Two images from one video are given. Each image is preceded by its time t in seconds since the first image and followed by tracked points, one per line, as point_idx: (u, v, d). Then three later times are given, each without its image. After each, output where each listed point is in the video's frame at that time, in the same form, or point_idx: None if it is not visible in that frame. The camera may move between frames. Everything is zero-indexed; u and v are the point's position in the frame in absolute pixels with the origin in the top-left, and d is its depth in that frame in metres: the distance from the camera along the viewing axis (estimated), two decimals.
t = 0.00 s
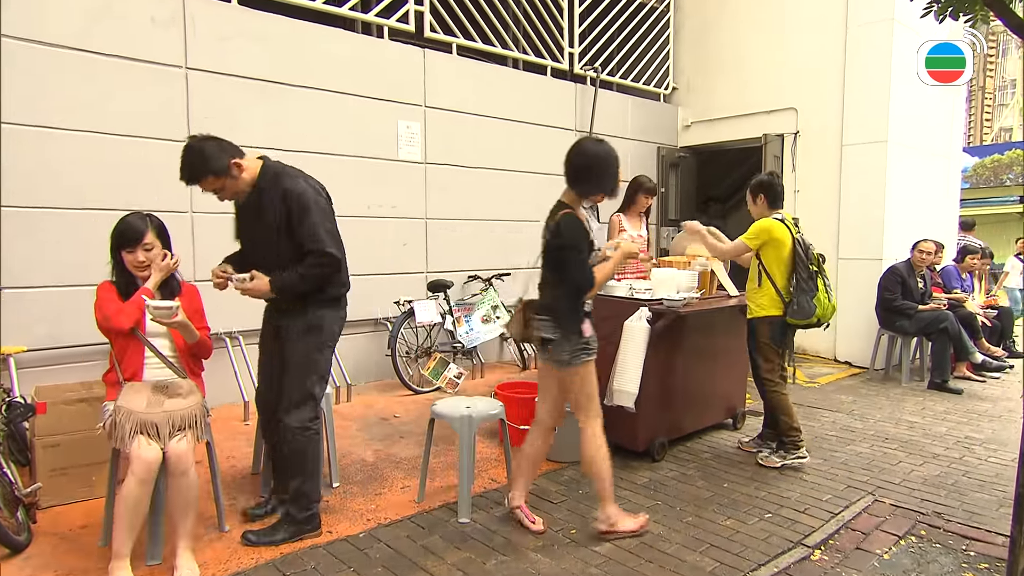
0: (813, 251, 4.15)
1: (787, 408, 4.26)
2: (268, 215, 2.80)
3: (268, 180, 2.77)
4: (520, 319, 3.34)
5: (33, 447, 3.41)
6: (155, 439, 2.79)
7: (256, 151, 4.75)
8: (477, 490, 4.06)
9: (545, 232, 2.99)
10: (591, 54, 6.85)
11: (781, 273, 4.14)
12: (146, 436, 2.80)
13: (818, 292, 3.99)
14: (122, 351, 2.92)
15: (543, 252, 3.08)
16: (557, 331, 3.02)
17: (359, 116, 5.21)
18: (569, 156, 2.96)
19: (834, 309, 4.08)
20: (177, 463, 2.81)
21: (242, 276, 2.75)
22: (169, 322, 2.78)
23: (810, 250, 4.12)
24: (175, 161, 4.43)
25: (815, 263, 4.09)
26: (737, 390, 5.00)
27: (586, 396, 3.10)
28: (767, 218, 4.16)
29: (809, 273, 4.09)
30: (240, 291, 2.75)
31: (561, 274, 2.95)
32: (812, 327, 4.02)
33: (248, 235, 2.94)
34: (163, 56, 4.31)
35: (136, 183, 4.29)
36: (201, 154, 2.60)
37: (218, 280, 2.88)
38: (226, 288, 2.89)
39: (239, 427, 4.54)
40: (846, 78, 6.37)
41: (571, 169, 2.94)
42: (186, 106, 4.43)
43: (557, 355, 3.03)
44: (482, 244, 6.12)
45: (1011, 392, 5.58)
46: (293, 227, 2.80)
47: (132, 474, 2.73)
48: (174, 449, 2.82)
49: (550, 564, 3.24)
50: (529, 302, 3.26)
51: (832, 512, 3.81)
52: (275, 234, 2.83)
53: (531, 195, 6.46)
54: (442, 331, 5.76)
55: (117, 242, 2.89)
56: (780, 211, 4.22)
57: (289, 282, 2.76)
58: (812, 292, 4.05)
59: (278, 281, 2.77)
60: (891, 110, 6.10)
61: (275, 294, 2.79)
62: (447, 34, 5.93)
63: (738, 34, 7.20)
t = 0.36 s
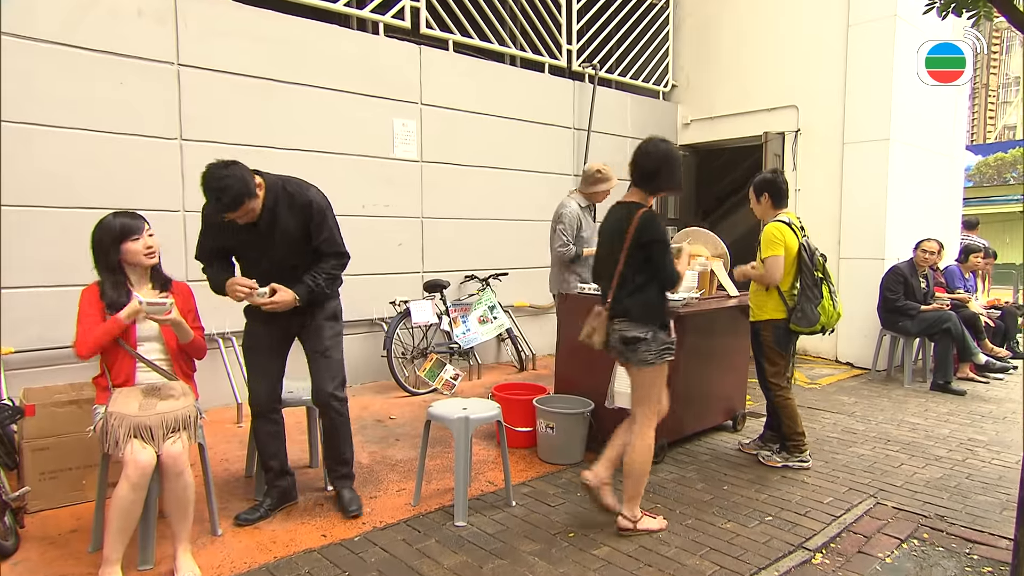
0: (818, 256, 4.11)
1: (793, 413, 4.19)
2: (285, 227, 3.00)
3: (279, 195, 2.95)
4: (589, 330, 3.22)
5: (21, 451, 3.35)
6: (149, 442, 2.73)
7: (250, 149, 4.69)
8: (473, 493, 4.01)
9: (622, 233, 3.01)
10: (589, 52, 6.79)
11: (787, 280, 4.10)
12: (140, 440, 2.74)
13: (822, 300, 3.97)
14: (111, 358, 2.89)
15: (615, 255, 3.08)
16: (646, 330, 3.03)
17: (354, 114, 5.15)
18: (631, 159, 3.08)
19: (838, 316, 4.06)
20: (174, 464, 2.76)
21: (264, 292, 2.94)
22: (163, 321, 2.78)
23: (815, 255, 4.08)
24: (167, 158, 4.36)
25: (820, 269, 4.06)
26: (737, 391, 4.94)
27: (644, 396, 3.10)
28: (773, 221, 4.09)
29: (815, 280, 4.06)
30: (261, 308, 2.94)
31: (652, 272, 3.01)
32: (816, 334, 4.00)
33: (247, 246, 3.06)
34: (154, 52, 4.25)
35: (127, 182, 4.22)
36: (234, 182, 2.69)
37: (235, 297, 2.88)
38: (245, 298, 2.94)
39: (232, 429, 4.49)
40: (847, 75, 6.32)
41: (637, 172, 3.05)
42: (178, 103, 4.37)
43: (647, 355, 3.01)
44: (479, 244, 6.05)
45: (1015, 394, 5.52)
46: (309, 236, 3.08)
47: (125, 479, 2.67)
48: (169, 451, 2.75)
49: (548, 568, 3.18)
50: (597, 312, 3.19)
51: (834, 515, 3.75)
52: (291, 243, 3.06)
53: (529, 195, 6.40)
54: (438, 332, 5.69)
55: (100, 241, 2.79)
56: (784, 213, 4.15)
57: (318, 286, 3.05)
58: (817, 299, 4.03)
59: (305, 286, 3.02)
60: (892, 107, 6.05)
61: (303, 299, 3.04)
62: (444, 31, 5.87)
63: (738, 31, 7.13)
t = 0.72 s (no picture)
0: (830, 256, 4.08)
1: (805, 416, 4.16)
2: (313, 263, 3.12)
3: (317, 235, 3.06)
4: (645, 331, 3.25)
5: (8, 454, 3.29)
6: (140, 445, 2.66)
7: (242, 147, 4.63)
8: (470, 496, 3.95)
9: (689, 236, 3.15)
10: (587, 49, 6.73)
11: (800, 281, 4.07)
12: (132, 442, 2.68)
13: (838, 301, 3.95)
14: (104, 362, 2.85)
15: (676, 259, 3.20)
16: (705, 333, 3.23)
17: (349, 111, 5.09)
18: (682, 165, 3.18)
19: (855, 318, 4.05)
20: (173, 466, 2.69)
21: (290, 316, 3.02)
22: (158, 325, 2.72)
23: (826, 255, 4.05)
24: (158, 156, 4.30)
25: (833, 270, 4.03)
26: (737, 393, 4.89)
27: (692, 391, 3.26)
28: (779, 223, 4.04)
29: (827, 282, 4.03)
30: (285, 331, 3.01)
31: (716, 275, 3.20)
32: (833, 337, 3.98)
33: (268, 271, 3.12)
34: (144, 49, 4.19)
35: (118, 180, 4.16)
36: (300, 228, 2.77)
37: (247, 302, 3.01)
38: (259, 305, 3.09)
39: (225, 431, 4.42)
40: (848, 73, 6.27)
41: (687, 177, 3.15)
42: (169, 99, 4.30)
43: (706, 357, 3.20)
44: (476, 243, 5.99)
45: (1017, 395, 5.47)
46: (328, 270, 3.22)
47: (116, 481, 2.60)
48: (162, 454, 2.68)
49: (545, 572, 3.13)
50: (652, 314, 3.26)
51: (834, 517, 3.70)
52: (312, 275, 3.18)
53: (526, 193, 6.34)
54: (434, 333, 5.63)
55: (101, 236, 2.78)
56: (791, 213, 4.09)
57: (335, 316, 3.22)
58: (831, 301, 4.01)
59: (325, 315, 3.17)
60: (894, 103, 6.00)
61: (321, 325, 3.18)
62: (439, 27, 5.81)
63: (738, 28, 7.08)
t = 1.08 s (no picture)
0: (833, 256, 3.96)
1: (808, 420, 4.10)
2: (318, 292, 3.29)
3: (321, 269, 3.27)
4: (688, 319, 3.52)
5: None
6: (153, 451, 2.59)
7: (234, 144, 4.56)
8: (465, 499, 3.89)
9: (728, 234, 3.49)
10: (584, 46, 6.67)
11: (800, 282, 4.00)
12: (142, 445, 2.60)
13: (836, 303, 3.85)
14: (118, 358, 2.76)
15: (715, 257, 3.51)
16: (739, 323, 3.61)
17: (343, 109, 5.03)
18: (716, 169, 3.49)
19: (856, 320, 3.91)
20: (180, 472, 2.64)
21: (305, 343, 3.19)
22: (190, 322, 2.70)
23: (829, 255, 3.96)
24: (148, 154, 4.23)
25: (834, 270, 3.92)
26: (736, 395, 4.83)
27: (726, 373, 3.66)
28: (779, 222, 4.00)
29: (828, 282, 3.94)
30: (302, 359, 3.19)
31: (748, 269, 3.57)
32: (831, 339, 3.89)
33: (274, 307, 3.26)
34: (134, 45, 4.12)
35: (107, 177, 4.09)
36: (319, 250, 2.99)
37: (263, 336, 3.11)
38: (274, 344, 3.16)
39: (216, 434, 4.35)
40: (849, 69, 6.21)
41: (724, 177, 3.46)
42: (159, 96, 4.24)
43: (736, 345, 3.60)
44: (472, 243, 5.93)
45: (1019, 396, 5.42)
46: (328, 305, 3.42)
47: (125, 485, 2.51)
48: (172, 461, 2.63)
49: None
50: (697, 306, 3.51)
51: (835, 520, 3.65)
52: (315, 308, 3.37)
53: (523, 193, 6.28)
54: (429, 334, 5.57)
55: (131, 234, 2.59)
56: (797, 211, 4.07)
57: (338, 346, 3.38)
58: (831, 302, 3.91)
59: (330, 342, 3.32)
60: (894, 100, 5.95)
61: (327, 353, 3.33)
62: (434, 23, 5.74)
63: (737, 24, 7.02)
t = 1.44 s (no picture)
0: (835, 258, 3.91)
1: (805, 419, 4.05)
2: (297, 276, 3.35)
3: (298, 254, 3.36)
4: (738, 322, 3.54)
5: None
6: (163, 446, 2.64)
7: (225, 142, 4.49)
8: (460, 502, 3.83)
9: (758, 236, 3.58)
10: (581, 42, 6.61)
11: (801, 282, 3.96)
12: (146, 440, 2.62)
13: (835, 305, 3.83)
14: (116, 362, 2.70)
15: (749, 259, 3.58)
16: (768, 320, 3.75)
17: (336, 107, 4.97)
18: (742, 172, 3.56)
19: (855, 323, 3.94)
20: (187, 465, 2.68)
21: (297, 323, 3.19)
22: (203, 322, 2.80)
23: (831, 256, 3.92)
24: (136, 151, 4.15)
25: (835, 271, 3.89)
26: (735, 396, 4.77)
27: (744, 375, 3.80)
28: (784, 222, 3.96)
29: (828, 283, 3.91)
30: (296, 337, 3.19)
31: (771, 266, 3.72)
32: (828, 341, 3.88)
33: (259, 299, 3.32)
34: (121, 40, 4.05)
35: (94, 176, 4.02)
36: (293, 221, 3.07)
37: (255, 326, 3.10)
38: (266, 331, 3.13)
39: (207, 437, 4.27)
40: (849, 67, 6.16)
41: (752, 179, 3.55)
42: (147, 92, 4.16)
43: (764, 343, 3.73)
44: (468, 243, 5.87)
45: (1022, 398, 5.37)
46: (310, 294, 3.49)
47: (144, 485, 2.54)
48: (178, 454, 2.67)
49: None
50: (744, 308, 3.56)
51: (835, 524, 3.59)
52: (299, 298, 3.42)
53: (519, 192, 6.21)
54: (424, 335, 5.50)
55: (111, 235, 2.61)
56: (801, 210, 4.01)
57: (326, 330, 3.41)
58: (830, 303, 3.89)
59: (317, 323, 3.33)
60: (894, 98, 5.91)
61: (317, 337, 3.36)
62: (429, 19, 5.68)
63: (736, 21, 6.96)
